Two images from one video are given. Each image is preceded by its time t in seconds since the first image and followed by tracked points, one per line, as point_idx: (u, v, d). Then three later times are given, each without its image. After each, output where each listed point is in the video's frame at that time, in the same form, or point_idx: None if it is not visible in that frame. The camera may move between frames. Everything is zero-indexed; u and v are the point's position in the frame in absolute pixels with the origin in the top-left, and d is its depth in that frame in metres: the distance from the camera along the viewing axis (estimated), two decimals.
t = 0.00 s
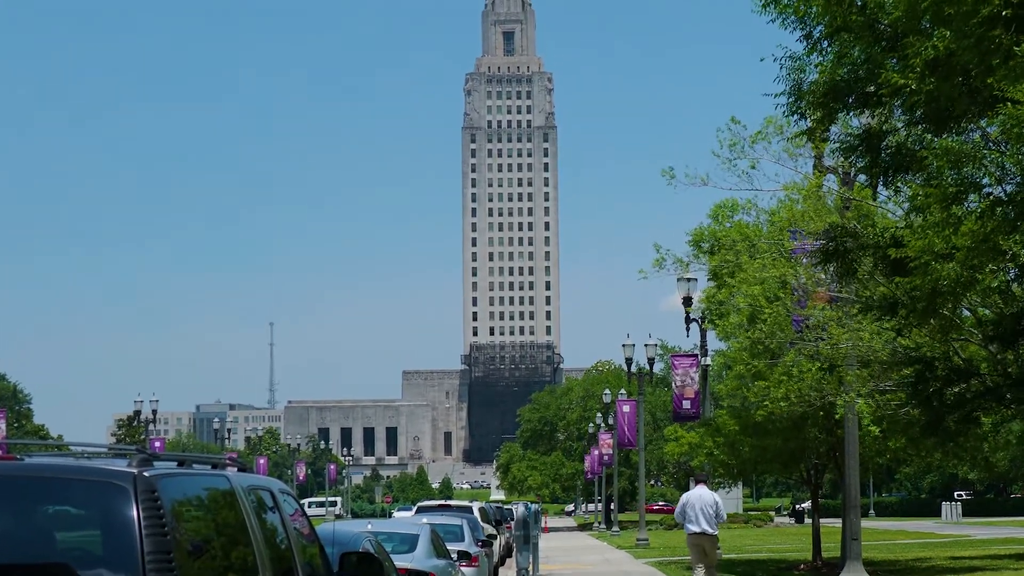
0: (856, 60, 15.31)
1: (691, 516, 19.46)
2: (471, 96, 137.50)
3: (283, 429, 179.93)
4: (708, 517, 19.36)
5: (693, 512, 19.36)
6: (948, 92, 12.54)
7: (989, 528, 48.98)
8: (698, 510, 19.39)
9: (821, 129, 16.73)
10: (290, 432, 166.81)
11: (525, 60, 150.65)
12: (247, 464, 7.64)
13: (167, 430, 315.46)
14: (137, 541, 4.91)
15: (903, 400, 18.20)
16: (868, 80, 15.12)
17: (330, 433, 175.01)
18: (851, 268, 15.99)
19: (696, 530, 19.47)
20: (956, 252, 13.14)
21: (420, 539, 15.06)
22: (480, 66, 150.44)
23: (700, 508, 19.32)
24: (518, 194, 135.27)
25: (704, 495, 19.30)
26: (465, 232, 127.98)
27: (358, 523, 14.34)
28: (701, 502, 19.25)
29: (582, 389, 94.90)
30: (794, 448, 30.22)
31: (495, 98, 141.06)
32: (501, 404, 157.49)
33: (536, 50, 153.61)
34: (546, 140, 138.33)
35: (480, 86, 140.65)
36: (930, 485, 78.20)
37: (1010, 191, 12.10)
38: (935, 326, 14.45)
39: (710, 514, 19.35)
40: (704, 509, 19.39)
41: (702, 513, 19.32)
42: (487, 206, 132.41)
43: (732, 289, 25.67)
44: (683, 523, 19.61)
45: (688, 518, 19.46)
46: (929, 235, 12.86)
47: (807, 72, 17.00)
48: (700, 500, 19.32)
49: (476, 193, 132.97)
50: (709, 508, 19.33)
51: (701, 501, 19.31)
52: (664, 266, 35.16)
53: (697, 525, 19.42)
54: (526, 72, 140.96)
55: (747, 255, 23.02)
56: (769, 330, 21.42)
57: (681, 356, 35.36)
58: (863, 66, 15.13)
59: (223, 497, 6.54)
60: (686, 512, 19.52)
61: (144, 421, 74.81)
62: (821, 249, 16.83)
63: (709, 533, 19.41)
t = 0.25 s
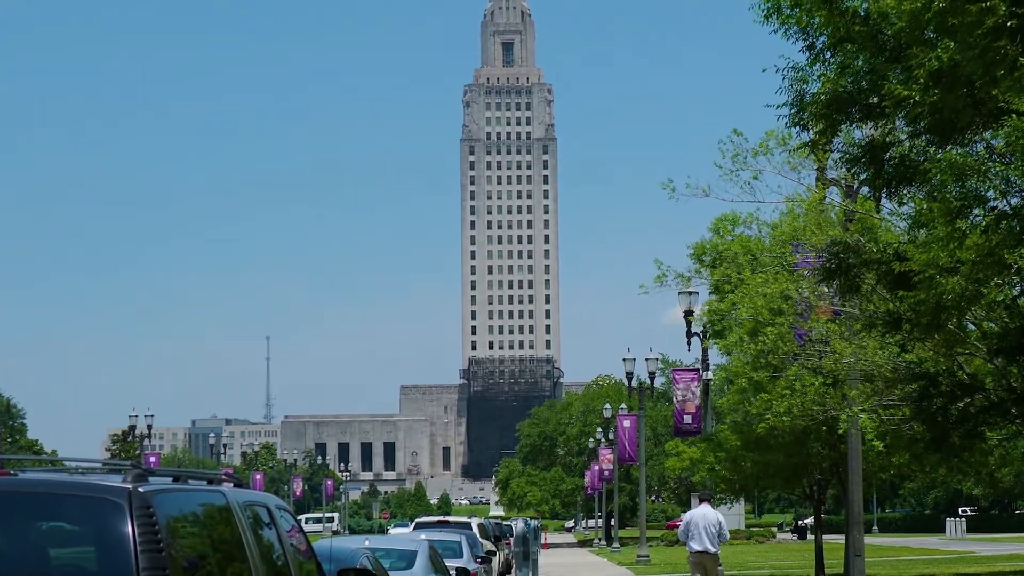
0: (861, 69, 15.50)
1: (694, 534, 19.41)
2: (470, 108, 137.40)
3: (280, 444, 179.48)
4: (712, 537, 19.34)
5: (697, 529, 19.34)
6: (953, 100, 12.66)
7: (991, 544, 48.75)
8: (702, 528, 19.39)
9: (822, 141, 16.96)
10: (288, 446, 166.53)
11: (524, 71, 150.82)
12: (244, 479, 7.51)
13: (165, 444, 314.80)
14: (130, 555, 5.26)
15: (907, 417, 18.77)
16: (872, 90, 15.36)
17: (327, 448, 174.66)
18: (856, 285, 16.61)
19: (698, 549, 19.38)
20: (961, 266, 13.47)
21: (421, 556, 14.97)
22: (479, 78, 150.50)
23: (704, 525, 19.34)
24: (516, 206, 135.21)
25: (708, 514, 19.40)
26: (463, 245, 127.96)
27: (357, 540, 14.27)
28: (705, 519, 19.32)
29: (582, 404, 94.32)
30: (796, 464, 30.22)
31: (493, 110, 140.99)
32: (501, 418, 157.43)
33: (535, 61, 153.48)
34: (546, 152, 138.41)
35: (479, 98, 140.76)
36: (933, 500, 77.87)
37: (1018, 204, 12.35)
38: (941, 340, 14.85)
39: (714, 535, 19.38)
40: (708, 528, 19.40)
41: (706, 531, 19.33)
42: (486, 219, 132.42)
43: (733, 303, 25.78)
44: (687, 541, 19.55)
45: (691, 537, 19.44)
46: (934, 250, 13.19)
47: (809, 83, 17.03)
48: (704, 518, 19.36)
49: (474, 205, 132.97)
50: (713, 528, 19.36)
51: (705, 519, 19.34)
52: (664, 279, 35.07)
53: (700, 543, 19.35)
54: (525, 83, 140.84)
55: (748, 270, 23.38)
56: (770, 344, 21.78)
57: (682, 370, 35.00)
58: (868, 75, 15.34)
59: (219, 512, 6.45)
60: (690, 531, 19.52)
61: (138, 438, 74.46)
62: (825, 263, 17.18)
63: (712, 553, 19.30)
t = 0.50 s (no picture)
0: (865, 79, 15.55)
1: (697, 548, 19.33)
2: (469, 120, 137.25)
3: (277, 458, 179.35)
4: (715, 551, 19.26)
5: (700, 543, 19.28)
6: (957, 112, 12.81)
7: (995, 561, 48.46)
8: (705, 540, 19.34)
9: (827, 153, 16.90)
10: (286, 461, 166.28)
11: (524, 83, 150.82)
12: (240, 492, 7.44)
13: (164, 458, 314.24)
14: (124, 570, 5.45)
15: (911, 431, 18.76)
16: (875, 101, 15.41)
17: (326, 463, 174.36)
18: (859, 299, 16.65)
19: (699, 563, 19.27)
20: (965, 279, 13.53)
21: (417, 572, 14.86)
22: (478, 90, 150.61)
23: (707, 539, 19.28)
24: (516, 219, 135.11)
25: (711, 527, 19.38)
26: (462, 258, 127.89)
27: (354, 555, 14.18)
28: (709, 531, 19.29)
29: (582, 419, 93.72)
30: (799, 480, 30.09)
31: (493, 121, 140.81)
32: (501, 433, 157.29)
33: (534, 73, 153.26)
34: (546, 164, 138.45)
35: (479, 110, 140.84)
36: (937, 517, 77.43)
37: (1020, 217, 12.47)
38: (946, 355, 14.94)
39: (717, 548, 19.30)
40: (711, 541, 19.34)
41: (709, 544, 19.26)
42: (485, 232, 132.34)
43: (735, 316, 25.78)
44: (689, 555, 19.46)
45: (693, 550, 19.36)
46: (938, 263, 13.37)
47: (811, 94, 17.02)
48: (708, 531, 19.33)
49: (474, 218, 132.90)
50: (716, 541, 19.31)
51: (708, 532, 19.31)
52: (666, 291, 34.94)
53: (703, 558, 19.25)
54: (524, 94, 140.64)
55: (751, 282, 23.35)
56: (774, 359, 21.80)
57: (683, 385, 34.36)
58: (872, 85, 15.41)
59: (214, 526, 6.41)
60: (693, 545, 19.45)
61: (133, 452, 74.32)
62: (829, 277, 17.21)
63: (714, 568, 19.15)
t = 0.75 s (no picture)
0: (868, 90, 15.53)
1: (696, 567, 19.22)
2: (468, 132, 137.12)
3: (276, 473, 179.27)
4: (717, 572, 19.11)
5: (699, 562, 19.17)
6: (960, 125, 12.85)
7: None
8: (705, 560, 19.26)
9: (830, 166, 16.84)
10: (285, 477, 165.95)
11: (522, 93, 150.76)
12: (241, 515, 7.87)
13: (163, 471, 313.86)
14: None
15: (915, 447, 18.90)
16: (879, 113, 15.37)
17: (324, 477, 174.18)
18: (862, 312, 16.62)
19: None
20: (970, 293, 13.60)
21: None
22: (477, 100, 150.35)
23: (707, 558, 19.17)
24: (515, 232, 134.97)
25: (711, 546, 19.28)
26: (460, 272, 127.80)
27: None
28: (709, 549, 19.17)
29: (582, 434, 93.22)
30: (801, 495, 30.04)
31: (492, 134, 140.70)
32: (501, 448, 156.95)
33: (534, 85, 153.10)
34: (546, 176, 138.31)
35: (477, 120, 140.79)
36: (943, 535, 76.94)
37: None
38: (951, 369, 15.04)
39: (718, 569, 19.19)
40: (711, 560, 19.25)
41: (710, 563, 19.13)
42: (484, 245, 132.25)
43: (738, 331, 25.78)
44: None
45: (691, 569, 19.23)
46: (942, 277, 13.45)
47: (814, 106, 16.96)
48: (708, 550, 19.22)
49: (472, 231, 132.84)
50: (715, 560, 19.22)
51: (708, 551, 19.22)
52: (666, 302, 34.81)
53: None
54: (524, 107, 140.51)
55: (754, 296, 23.36)
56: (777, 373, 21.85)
57: (685, 399, 33.81)
58: (875, 96, 15.37)
59: (211, 544, 6.84)
60: (693, 564, 19.34)
61: (129, 468, 74.22)
62: (832, 290, 17.22)
63: None
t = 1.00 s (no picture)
0: (870, 103, 15.49)
1: None
2: (466, 145, 136.88)
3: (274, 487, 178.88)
4: None
5: None
6: (964, 136, 12.86)
7: None
8: None
9: (833, 178, 16.80)
10: (283, 492, 165.60)
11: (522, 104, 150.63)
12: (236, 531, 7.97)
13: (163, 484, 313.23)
14: None
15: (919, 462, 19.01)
16: (882, 126, 15.29)
17: (322, 491, 173.89)
18: (866, 327, 16.68)
19: None
20: (974, 307, 13.93)
21: None
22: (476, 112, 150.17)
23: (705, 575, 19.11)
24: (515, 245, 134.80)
25: (707, 563, 19.19)
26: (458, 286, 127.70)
27: None
28: (705, 566, 19.09)
29: (582, 449, 92.72)
30: (804, 511, 29.96)
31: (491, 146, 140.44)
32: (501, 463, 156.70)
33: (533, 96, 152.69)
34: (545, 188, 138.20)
35: (476, 132, 140.68)
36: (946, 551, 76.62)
37: None
38: (955, 383, 15.27)
39: None
40: None
41: None
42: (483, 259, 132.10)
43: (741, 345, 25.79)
44: None
45: None
46: (947, 289, 13.62)
47: (817, 118, 16.92)
48: (705, 567, 19.14)
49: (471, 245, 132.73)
50: None
51: (705, 568, 19.14)
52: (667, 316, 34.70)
53: None
54: (523, 119, 140.21)
55: (757, 310, 23.41)
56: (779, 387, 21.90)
57: (686, 414, 33.68)
58: (878, 109, 15.32)
59: (206, 560, 6.95)
60: None
61: (124, 486, 73.88)
62: (835, 304, 17.22)
63: None
